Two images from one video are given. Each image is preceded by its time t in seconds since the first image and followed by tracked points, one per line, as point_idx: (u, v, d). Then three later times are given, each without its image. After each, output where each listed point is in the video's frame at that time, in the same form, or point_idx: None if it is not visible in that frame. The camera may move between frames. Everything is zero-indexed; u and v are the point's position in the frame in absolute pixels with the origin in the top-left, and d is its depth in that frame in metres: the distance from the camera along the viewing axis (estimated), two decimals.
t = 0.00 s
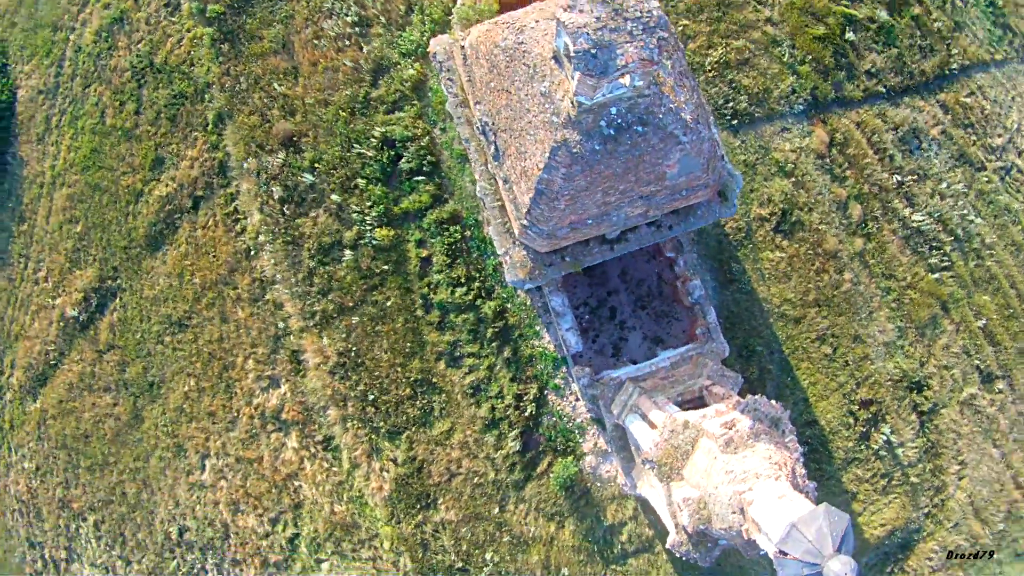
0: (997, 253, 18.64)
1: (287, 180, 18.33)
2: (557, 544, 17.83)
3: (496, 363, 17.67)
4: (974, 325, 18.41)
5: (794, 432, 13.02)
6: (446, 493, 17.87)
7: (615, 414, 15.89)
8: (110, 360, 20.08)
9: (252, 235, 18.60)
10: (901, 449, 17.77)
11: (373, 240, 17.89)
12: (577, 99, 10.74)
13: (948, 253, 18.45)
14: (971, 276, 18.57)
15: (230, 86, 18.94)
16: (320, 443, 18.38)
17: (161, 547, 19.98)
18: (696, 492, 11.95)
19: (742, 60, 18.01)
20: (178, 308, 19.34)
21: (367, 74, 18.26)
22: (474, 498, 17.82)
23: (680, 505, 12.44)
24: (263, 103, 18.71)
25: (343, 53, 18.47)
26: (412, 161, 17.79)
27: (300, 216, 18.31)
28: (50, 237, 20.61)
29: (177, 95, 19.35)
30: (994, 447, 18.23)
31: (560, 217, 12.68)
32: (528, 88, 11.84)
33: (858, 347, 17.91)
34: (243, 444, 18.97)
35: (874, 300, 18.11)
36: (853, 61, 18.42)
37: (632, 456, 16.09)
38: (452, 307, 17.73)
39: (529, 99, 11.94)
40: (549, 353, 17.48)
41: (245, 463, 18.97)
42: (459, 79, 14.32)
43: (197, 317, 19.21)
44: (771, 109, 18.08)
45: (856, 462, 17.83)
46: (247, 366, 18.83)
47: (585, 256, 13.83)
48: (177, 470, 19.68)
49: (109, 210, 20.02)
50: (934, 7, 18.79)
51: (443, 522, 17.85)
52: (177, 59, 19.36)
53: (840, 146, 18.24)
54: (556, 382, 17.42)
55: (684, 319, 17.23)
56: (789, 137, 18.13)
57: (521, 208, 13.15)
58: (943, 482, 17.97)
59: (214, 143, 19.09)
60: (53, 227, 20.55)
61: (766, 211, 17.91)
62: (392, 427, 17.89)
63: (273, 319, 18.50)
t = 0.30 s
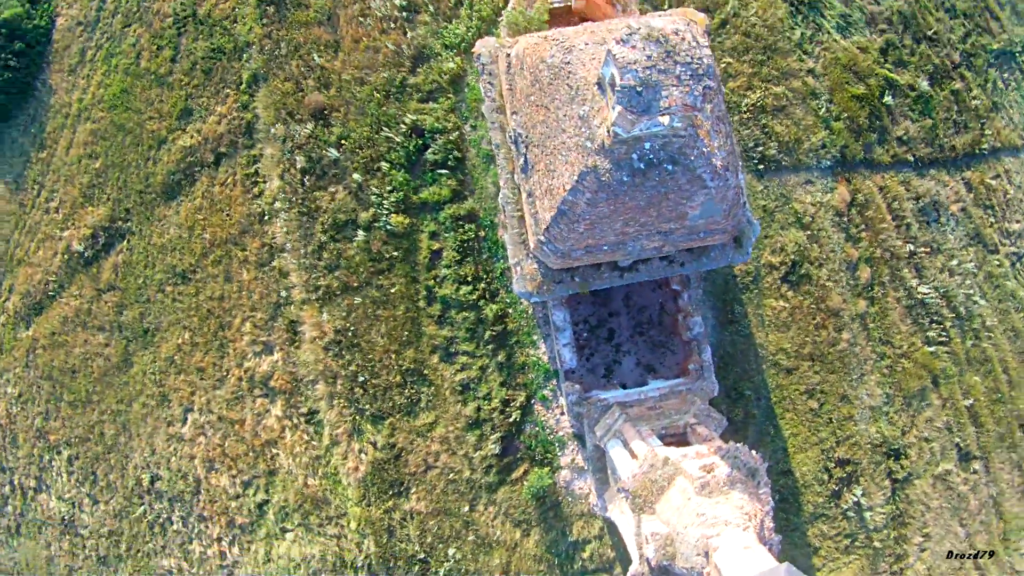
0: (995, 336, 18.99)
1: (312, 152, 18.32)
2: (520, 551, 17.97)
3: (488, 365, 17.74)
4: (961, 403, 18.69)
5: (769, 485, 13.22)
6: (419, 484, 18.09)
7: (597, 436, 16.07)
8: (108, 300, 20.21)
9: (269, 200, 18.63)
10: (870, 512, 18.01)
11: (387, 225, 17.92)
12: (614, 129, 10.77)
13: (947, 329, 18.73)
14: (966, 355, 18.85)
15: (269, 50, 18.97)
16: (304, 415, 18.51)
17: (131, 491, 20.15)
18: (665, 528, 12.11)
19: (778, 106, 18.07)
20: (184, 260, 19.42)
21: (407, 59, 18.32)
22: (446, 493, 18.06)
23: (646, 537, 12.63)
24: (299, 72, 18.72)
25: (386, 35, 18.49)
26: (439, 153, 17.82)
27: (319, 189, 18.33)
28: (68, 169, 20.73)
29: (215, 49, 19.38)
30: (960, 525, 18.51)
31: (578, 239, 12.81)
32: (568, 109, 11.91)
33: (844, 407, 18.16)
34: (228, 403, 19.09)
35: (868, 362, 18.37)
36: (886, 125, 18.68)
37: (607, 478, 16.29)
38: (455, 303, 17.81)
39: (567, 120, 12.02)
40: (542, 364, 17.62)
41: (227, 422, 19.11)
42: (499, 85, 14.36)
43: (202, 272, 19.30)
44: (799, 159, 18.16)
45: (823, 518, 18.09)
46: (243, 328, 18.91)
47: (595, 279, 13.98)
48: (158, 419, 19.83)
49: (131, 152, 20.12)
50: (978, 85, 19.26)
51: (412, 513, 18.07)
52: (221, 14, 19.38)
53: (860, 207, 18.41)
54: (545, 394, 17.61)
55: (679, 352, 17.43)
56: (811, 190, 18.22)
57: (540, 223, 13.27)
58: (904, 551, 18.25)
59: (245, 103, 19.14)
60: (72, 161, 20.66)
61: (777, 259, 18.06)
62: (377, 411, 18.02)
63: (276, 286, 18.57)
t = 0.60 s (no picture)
0: (978, 423, 19.25)
1: (340, 128, 18.34)
2: (479, 554, 18.16)
3: (479, 368, 17.88)
4: (933, 483, 18.95)
5: (733, 537, 13.38)
6: (392, 473, 18.21)
7: (575, 457, 16.25)
8: (116, 240, 20.41)
9: (291, 169, 18.69)
10: (825, 573, 18.37)
11: (404, 214, 18.00)
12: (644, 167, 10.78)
13: (932, 409, 18.96)
14: (946, 437, 19.09)
15: (315, 19, 18.94)
16: (290, 386, 18.61)
17: (107, 431, 20.33)
18: (626, 563, 12.28)
19: (807, 162, 18.15)
20: (197, 213, 19.49)
21: (450, 53, 18.30)
22: (416, 486, 18.17)
23: (606, 567, 12.82)
24: (342, 46, 18.71)
25: (433, 24, 18.46)
26: (466, 152, 17.84)
27: (341, 166, 18.37)
28: (96, 102, 20.79)
29: (262, 10, 19.39)
30: None
31: (590, 266, 12.94)
32: (603, 139, 11.97)
33: (818, 467, 18.41)
34: (217, 361, 19.19)
35: (849, 428, 18.59)
36: (909, 198, 18.81)
37: (577, 499, 16.50)
38: (456, 302, 17.93)
39: (599, 150, 12.08)
40: (532, 376, 17.77)
41: (213, 380, 19.23)
42: (538, 99, 14.38)
43: (212, 228, 19.34)
44: (817, 218, 18.28)
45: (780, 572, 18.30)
46: (244, 290, 19.00)
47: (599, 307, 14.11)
48: (146, 365, 19.96)
49: (161, 97, 20.18)
50: (1006, 174, 19.57)
51: (380, 499, 18.19)
52: None
53: (868, 275, 18.57)
54: (530, 405, 17.78)
55: (667, 388, 17.59)
56: (825, 251, 18.36)
57: (556, 244, 13.39)
58: None
59: (282, 69, 19.18)
60: (102, 95, 20.73)
61: (779, 313, 18.20)
62: (362, 395, 18.15)
63: (284, 254, 18.65)
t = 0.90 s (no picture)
0: (948, 492, 19.52)
1: (367, 111, 18.30)
2: (443, 550, 18.40)
3: (469, 370, 17.93)
4: (896, 545, 19.25)
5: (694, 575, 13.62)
6: (369, 459, 18.40)
7: (551, 471, 16.47)
8: (127, 187, 20.55)
9: (312, 144, 18.65)
10: None
11: (418, 206, 17.93)
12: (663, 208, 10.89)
13: (906, 473, 19.20)
14: (915, 502, 19.37)
15: None
16: (281, 359, 18.72)
17: (94, 375, 20.63)
18: None
19: (821, 216, 18.34)
20: (213, 174, 19.48)
21: (487, 53, 18.29)
22: (391, 475, 18.38)
23: None
24: (381, 30, 18.69)
25: (475, 22, 18.44)
26: (488, 155, 17.76)
27: (362, 149, 18.31)
28: (127, 47, 20.90)
29: None
30: None
31: (594, 293, 13.08)
32: (626, 172, 12.06)
33: (786, 513, 18.71)
34: (212, 323, 19.27)
35: (822, 480, 18.87)
36: (916, 265, 19.04)
37: (547, 512, 16.77)
38: (457, 301, 17.93)
39: (622, 182, 12.18)
40: (521, 384, 17.86)
41: (205, 340, 19.32)
42: (568, 118, 14.43)
43: (226, 191, 19.34)
44: (823, 272, 18.47)
45: None
46: (249, 258, 19.04)
47: (596, 332, 14.27)
48: (141, 316, 20.08)
49: (194, 52, 20.16)
50: (1015, 255, 19.88)
51: (354, 483, 18.40)
52: None
53: (864, 334, 18.77)
54: (514, 413, 17.92)
55: (650, 416, 17.80)
56: (825, 304, 18.56)
57: (565, 266, 13.53)
58: None
59: (318, 43, 19.18)
60: (134, 40, 20.79)
61: (771, 358, 18.39)
62: (351, 378, 18.27)
63: (293, 228, 18.66)
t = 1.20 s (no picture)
0: (942, 514, 19.66)
1: (378, 120, 18.35)
2: (441, 558, 18.57)
3: (472, 381, 18.07)
4: (889, 563, 19.44)
5: None
6: (370, 466, 18.59)
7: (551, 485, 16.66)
8: (136, 186, 20.55)
9: (322, 150, 18.67)
10: None
11: (426, 217, 17.99)
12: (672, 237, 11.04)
13: (901, 493, 19.38)
14: (909, 522, 19.55)
15: (373, 6, 18.94)
16: (286, 363, 18.84)
17: (97, 374, 20.79)
18: None
19: (826, 238, 18.59)
20: (223, 177, 19.48)
21: (500, 67, 18.39)
22: (392, 482, 18.57)
23: None
24: (395, 38, 18.76)
25: (490, 34, 18.54)
26: (498, 168, 17.78)
27: (373, 157, 18.38)
28: (139, 45, 21.02)
29: None
30: None
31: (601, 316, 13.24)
32: (637, 200, 12.19)
33: (781, 530, 18.92)
34: (218, 326, 19.36)
35: (818, 499, 19.04)
36: (918, 289, 19.19)
37: (545, 525, 16.95)
38: (462, 312, 18.02)
39: (632, 209, 12.31)
40: (523, 397, 18.01)
41: (210, 342, 19.42)
42: (580, 139, 14.53)
43: (234, 195, 19.36)
44: (825, 294, 18.65)
45: None
46: (256, 262, 19.10)
47: (601, 352, 14.42)
48: (146, 316, 20.17)
49: (207, 53, 20.19)
50: (1016, 281, 20.08)
51: (355, 489, 18.59)
52: None
53: (864, 357, 18.94)
54: (515, 425, 18.07)
55: (650, 432, 17.97)
56: (827, 326, 18.73)
57: (573, 288, 13.68)
58: None
59: (332, 49, 19.19)
60: (147, 37, 20.90)
61: (772, 378, 18.53)
62: (355, 385, 18.40)
63: (301, 234, 18.70)
